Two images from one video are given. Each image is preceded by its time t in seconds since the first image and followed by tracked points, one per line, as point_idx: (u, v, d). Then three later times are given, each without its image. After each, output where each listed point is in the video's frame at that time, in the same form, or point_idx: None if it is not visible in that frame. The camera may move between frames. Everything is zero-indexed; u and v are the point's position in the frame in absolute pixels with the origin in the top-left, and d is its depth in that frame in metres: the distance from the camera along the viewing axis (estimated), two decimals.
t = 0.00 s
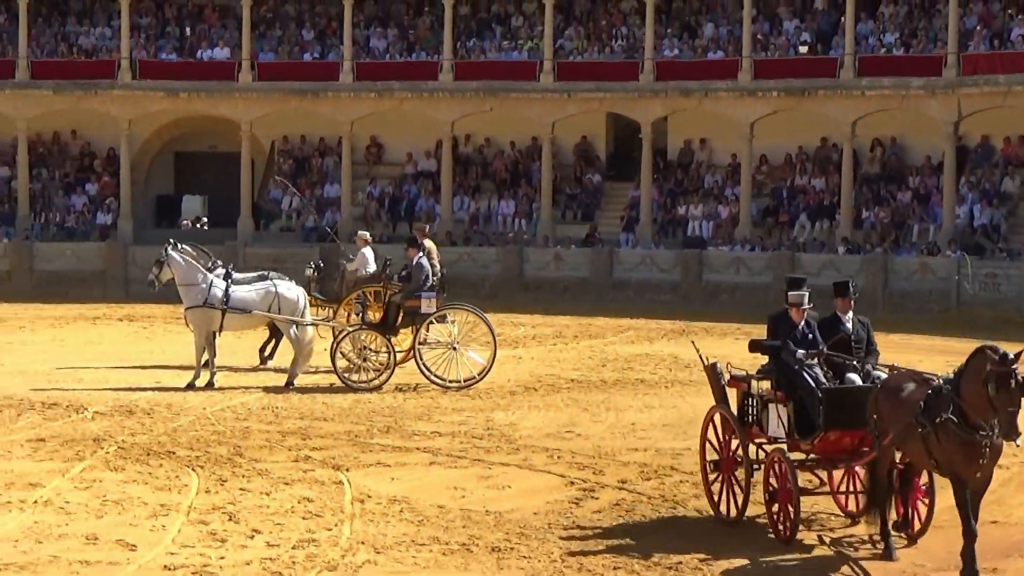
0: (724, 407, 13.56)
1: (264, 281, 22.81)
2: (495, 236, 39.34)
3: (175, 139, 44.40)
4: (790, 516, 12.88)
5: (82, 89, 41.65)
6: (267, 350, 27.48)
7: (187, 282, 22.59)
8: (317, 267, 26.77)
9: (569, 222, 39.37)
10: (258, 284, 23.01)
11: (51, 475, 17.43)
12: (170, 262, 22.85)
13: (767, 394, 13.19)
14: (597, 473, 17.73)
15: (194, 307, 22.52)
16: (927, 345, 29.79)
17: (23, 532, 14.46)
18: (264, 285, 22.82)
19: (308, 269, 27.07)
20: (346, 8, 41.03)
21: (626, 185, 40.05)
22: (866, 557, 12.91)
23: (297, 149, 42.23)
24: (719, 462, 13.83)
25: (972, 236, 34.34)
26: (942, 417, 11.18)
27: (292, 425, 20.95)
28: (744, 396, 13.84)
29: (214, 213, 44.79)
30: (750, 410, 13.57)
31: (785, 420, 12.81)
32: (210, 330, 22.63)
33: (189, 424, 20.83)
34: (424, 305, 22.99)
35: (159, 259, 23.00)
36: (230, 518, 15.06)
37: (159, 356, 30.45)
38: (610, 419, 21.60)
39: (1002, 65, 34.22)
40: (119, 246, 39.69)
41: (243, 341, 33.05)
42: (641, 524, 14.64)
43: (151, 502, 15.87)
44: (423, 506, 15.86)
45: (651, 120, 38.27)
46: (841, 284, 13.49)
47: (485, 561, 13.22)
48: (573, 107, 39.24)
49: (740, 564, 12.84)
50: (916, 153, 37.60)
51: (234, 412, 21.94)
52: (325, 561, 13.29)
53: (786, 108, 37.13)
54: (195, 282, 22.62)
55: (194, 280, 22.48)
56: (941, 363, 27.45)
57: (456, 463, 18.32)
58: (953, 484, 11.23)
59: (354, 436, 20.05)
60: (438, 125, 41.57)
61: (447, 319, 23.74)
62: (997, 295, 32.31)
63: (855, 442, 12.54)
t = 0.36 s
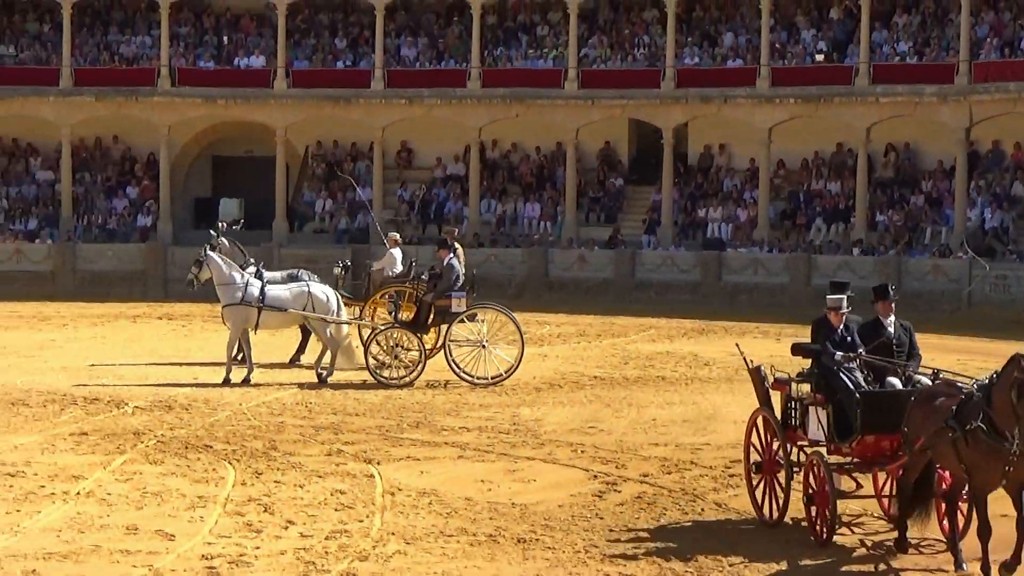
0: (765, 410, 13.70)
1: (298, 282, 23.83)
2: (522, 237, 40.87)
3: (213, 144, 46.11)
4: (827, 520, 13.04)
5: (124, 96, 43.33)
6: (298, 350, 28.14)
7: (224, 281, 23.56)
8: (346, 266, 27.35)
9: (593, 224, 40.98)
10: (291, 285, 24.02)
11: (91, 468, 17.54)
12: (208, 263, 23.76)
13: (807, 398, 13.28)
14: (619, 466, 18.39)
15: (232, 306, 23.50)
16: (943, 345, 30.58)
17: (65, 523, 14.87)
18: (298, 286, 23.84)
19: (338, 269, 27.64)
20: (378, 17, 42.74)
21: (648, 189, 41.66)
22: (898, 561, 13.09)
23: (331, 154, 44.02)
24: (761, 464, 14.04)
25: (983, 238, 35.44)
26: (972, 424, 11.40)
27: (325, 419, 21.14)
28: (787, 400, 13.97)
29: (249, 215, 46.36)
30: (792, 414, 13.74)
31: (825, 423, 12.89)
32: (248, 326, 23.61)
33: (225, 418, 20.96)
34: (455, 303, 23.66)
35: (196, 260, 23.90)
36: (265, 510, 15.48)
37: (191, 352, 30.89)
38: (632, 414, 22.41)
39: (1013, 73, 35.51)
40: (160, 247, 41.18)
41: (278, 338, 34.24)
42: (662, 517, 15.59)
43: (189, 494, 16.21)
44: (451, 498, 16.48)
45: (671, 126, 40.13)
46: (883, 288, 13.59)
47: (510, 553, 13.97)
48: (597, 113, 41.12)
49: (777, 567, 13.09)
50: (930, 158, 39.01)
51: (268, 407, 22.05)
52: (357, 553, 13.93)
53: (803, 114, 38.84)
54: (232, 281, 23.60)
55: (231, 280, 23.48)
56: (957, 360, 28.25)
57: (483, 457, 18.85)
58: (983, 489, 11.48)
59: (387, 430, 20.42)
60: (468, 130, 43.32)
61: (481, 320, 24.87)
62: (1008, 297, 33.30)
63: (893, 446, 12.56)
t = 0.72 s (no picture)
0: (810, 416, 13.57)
1: (315, 281, 23.71)
2: (545, 238, 41.31)
3: (240, 146, 46.77)
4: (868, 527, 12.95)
5: (151, 98, 43.91)
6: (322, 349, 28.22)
7: (242, 281, 23.62)
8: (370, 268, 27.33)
9: (616, 225, 41.50)
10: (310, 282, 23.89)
11: (121, 466, 17.78)
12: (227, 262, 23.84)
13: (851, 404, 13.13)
14: (642, 465, 18.72)
15: (249, 305, 23.56)
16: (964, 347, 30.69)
17: (94, 521, 15.13)
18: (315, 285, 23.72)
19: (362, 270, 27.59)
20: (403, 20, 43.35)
21: (670, 190, 42.10)
22: None
23: (357, 155, 44.56)
24: (806, 471, 13.96)
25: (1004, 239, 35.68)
26: (1007, 436, 11.10)
27: (351, 418, 21.36)
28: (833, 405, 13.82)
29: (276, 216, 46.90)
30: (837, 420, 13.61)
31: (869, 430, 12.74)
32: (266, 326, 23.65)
33: (252, 417, 21.17)
34: (478, 304, 23.71)
35: (217, 258, 23.99)
36: (291, 508, 15.81)
37: (216, 352, 31.05)
38: (655, 414, 22.70)
39: None
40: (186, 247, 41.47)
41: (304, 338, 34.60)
42: (684, 516, 15.94)
43: (216, 493, 16.48)
44: (475, 497, 16.82)
45: (694, 128, 40.75)
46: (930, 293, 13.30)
47: (533, 552, 14.33)
48: (620, 115, 41.80)
49: None
50: (950, 159, 39.39)
51: (295, 406, 22.19)
52: (382, 549, 14.29)
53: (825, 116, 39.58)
54: (250, 281, 23.64)
55: (248, 279, 23.51)
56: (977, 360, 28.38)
57: (507, 456, 19.15)
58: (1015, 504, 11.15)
59: (411, 429, 20.71)
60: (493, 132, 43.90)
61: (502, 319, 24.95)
62: None
63: (937, 454, 12.39)
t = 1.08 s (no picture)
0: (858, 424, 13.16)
1: (328, 283, 23.47)
2: (571, 239, 41.37)
3: (266, 146, 47.00)
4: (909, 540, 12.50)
5: (178, 99, 44.18)
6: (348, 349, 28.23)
7: (256, 281, 23.42)
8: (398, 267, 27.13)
9: (641, 226, 41.57)
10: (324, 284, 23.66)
11: (147, 466, 17.88)
12: (242, 263, 23.68)
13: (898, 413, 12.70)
14: (668, 466, 18.73)
15: (263, 305, 23.28)
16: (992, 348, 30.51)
17: (120, 521, 15.21)
18: (328, 286, 23.46)
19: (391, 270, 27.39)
20: (429, 21, 43.52)
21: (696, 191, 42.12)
22: None
23: (383, 156, 44.68)
24: (853, 480, 13.57)
25: None
26: None
27: (377, 418, 21.42)
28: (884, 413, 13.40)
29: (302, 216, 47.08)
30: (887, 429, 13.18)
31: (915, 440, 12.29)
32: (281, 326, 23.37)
33: (277, 418, 21.22)
34: (494, 304, 23.51)
35: (232, 260, 23.82)
36: (317, 509, 15.87)
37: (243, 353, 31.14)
38: (681, 415, 22.68)
39: None
40: (213, 248, 41.60)
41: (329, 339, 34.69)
42: (709, 517, 15.94)
43: (242, 493, 16.55)
44: (501, 497, 16.85)
45: (720, 129, 40.75)
46: (984, 299, 12.81)
47: (559, 553, 14.36)
48: (647, 115, 41.86)
49: None
50: (977, 161, 39.29)
51: (321, 406, 22.27)
52: (407, 550, 14.34)
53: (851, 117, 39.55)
54: (264, 281, 23.44)
55: (262, 279, 23.33)
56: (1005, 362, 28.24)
57: (532, 456, 19.18)
58: None
59: (437, 429, 20.75)
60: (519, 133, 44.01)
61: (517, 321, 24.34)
62: None
63: (981, 468, 11.84)
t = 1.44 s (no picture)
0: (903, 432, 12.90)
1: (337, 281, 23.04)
2: (597, 239, 41.43)
3: (293, 147, 47.21)
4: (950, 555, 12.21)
5: (204, 99, 44.38)
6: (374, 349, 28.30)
7: (266, 281, 23.13)
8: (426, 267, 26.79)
9: (667, 226, 41.60)
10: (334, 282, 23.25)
11: (173, 466, 17.97)
12: (251, 263, 23.35)
13: (940, 421, 12.48)
14: (693, 467, 18.72)
15: (273, 305, 23.07)
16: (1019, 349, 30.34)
17: (146, 520, 15.29)
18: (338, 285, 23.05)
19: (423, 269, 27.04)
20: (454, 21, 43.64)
21: (722, 192, 42.13)
22: None
23: (409, 157, 44.80)
24: (899, 491, 13.32)
25: None
26: None
27: (403, 419, 21.45)
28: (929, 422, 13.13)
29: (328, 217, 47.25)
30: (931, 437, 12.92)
31: (958, 450, 12.08)
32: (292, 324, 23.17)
33: (303, 418, 21.28)
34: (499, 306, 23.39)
35: (241, 259, 23.50)
36: (343, 509, 15.93)
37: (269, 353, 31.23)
38: (707, 416, 22.65)
39: None
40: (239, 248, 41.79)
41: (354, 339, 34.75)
42: (736, 517, 15.95)
43: (268, 493, 16.62)
44: (526, 498, 16.88)
45: (746, 129, 40.73)
46: None
47: (585, 553, 14.39)
48: (672, 116, 41.85)
49: None
50: (1004, 161, 39.13)
51: (346, 406, 22.33)
52: (433, 550, 14.37)
53: (878, 117, 39.47)
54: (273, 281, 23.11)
55: (271, 279, 23.00)
56: None
57: (558, 457, 19.19)
58: None
59: (463, 429, 20.79)
60: (545, 133, 44.07)
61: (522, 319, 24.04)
62: None
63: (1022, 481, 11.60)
